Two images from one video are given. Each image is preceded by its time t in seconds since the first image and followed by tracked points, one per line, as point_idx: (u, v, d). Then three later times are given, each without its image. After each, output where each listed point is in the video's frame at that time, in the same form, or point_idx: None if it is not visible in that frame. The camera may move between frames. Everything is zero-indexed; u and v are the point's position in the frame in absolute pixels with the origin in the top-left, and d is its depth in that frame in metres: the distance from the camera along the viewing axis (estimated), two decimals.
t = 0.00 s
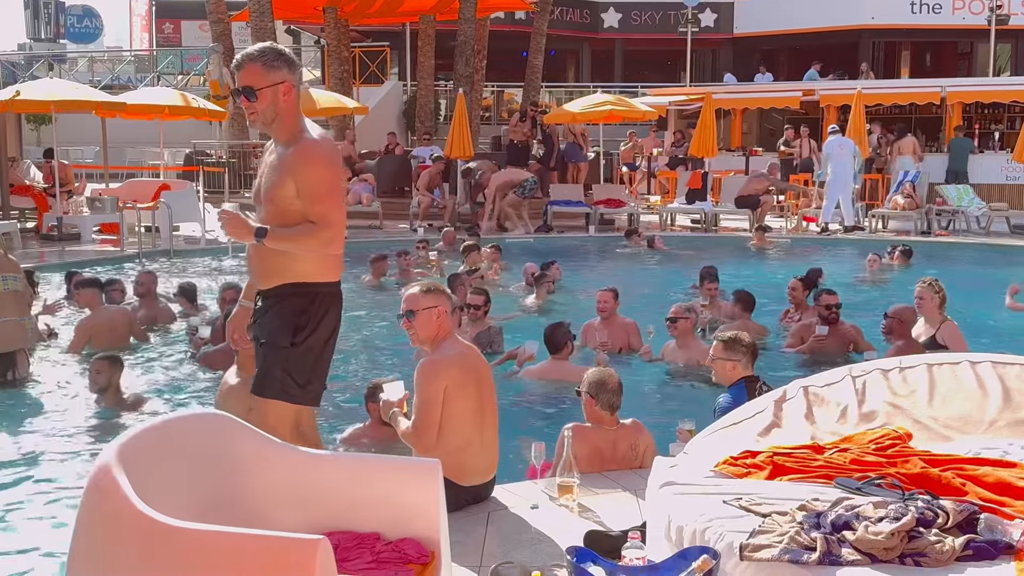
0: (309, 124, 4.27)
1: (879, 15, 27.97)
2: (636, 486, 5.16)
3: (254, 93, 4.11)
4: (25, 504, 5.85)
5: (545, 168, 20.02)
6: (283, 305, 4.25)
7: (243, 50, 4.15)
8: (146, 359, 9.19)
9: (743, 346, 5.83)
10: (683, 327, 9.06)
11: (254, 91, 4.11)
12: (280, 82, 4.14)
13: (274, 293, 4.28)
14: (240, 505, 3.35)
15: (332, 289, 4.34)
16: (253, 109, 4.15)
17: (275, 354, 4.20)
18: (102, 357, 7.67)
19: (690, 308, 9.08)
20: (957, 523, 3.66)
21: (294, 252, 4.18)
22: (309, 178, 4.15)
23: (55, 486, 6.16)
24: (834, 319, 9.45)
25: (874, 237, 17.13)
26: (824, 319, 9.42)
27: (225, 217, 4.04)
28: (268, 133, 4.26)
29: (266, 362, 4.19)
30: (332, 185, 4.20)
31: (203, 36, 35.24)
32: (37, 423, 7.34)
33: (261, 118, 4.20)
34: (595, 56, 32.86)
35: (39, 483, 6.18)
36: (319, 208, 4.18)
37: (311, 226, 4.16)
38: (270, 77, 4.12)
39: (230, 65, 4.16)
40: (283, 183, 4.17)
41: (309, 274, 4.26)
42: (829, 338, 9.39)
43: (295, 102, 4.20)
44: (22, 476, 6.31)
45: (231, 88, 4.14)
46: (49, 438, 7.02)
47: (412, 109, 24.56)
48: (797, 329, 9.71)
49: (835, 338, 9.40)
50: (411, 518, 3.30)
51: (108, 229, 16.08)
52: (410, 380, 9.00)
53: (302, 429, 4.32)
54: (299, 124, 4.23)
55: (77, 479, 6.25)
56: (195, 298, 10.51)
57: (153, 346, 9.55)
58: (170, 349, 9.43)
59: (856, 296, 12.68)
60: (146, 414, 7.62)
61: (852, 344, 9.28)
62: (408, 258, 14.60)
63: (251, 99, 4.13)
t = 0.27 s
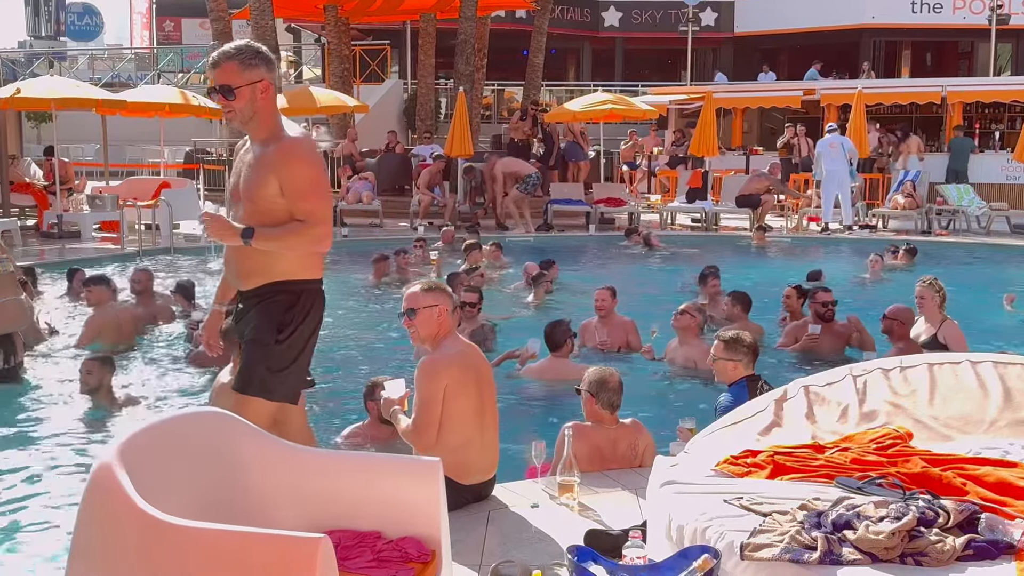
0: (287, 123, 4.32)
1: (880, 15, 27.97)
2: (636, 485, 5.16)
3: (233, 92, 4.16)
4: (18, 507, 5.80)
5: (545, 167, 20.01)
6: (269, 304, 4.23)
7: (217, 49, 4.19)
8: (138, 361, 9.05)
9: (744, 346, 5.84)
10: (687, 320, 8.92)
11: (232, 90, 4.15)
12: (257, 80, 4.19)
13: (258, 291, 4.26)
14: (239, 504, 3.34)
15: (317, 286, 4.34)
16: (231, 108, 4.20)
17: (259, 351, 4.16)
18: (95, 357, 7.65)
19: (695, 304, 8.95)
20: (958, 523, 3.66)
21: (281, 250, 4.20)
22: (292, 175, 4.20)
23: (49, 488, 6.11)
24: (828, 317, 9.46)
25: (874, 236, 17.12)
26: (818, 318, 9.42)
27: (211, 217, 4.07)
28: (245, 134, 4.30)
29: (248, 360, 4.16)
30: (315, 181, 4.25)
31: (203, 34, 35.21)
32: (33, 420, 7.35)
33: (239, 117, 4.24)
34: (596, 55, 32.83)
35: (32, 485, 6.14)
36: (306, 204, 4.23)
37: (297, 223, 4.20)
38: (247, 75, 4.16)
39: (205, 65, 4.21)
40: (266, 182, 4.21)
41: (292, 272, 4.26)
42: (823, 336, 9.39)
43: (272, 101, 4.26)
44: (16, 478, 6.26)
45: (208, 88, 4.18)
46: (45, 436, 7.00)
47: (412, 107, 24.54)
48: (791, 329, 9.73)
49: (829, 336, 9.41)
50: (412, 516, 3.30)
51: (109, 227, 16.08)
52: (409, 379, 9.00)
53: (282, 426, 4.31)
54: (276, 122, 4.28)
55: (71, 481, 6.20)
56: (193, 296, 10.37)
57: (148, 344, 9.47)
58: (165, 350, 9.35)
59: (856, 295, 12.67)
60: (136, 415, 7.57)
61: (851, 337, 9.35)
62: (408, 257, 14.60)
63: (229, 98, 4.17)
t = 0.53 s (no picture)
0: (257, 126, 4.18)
1: (880, 14, 27.99)
2: (637, 484, 5.16)
3: (202, 97, 4.01)
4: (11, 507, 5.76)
5: (545, 166, 20.01)
6: (239, 311, 4.12)
7: (185, 51, 4.04)
8: (130, 359, 9.03)
9: (744, 346, 5.84)
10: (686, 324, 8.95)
11: (201, 94, 4.01)
12: (228, 84, 4.04)
13: (230, 297, 4.15)
14: (239, 503, 3.34)
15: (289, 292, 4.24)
16: (200, 113, 4.05)
17: (232, 358, 4.05)
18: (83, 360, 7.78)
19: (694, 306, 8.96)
20: (958, 523, 3.66)
21: (253, 259, 4.08)
22: (265, 182, 4.06)
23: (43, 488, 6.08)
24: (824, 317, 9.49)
25: (874, 235, 17.12)
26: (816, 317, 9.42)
27: (180, 225, 3.95)
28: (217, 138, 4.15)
29: (221, 368, 4.05)
30: (290, 187, 4.11)
31: (203, 33, 35.18)
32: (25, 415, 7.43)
33: (208, 121, 4.10)
34: (596, 54, 32.81)
35: (27, 485, 6.10)
36: (281, 214, 4.09)
37: (272, 231, 4.07)
38: (216, 79, 4.01)
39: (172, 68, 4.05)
40: (238, 188, 4.08)
41: (264, 279, 4.15)
42: (821, 336, 9.39)
43: (242, 104, 4.11)
44: (11, 478, 6.23)
45: (176, 92, 4.03)
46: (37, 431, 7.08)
47: (412, 106, 24.53)
48: (787, 330, 9.68)
49: (827, 335, 9.42)
50: (412, 516, 3.30)
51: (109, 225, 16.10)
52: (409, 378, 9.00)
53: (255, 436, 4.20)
54: (246, 126, 4.14)
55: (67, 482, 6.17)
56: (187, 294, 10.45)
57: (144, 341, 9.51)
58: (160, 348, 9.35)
59: (856, 295, 12.68)
60: (124, 411, 7.60)
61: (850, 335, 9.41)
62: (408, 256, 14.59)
63: (198, 103, 4.02)
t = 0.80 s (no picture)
0: (227, 120, 3.89)
1: (880, 14, 28.04)
2: (636, 483, 5.16)
3: (167, 89, 3.73)
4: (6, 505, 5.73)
5: (544, 165, 20.02)
6: (208, 312, 3.82)
7: (151, 39, 3.75)
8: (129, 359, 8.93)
9: (744, 343, 5.84)
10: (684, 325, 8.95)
11: (167, 86, 3.72)
12: (195, 75, 3.75)
13: (195, 297, 3.83)
14: (238, 500, 3.33)
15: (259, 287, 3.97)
16: (165, 105, 3.76)
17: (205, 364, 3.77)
18: (77, 358, 7.84)
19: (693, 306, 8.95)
20: (958, 522, 3.66)
21: (221, 256, 3.80)
22: (235, 177, 3.77)
23: (38, 487, 6.05)
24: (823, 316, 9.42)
25: (874, 235, 17.12)
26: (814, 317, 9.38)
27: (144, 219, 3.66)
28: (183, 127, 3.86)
29: (194, 376, 3.76)
30: (261, 182, 3.83)
31: (203, 30, 35.16)
32: (16, 412, 7.44)
33: (173, 114, 3.81)
34: (596, 53, 32.81)
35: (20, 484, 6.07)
36: (250, 210, 3.81)
37: (241, 229, 3.79)
38: (183, 70, 3.72)
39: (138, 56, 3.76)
40: (205, 183, 3.79)
41: (232, 277, 3.86)
42: (821, 336, 9.37)
43: (211, 96, 3.83)
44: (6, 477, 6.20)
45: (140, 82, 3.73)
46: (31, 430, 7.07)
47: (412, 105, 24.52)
48: (788, 330, 9.67)
49: (827, 335, 9.40)
50: (410, 513, 3.30)
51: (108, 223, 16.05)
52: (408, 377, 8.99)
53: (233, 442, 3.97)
54: (216, 118, 3.84)
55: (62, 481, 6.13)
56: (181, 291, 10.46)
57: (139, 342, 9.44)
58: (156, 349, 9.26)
59: (855, 294, 12.68)
60: (115, 408, 7.57)
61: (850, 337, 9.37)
62: (407, 254, 14.58)
63: (163, 94, 3.73)
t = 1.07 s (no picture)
0: (193, 119, 3.71)
1: (880, 13, 28.06)
2: (636, 481, 5.15)
3: (127, 86, 3.55)
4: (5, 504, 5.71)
5: (543, 163, 20.02)
6: (182, 318, 3.65)
7: (109, 38, 3.58)
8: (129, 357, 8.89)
9: (743, 342, 5.84)
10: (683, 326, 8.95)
11: (126, 84, 3.54)
12: (156, 72, 3.57)
13: (169, 303, 3.65)
14: (237, 497, 3.33)
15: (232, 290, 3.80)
16: (125, 104, 3.59)
17: (187, 373, 3.62)
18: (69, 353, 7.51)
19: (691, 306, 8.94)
20: (958, 521, 3.66)
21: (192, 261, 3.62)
22: (204, 178, 3.60)
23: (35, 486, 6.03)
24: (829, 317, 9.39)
25: (873, 233, 17.13)
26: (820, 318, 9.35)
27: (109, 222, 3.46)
28: (151, 126, 3.68)
29: (175, 385, 3.60)
30: (231, 182, 3.64)
31: (202, 28, 35.16)
32: (13, 413, 7.42)
33: (136, 114, 3.65)
34: (595, 52, 32.80)
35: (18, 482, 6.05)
36: (221, 212, 3.62)
37: (214, 232, 3.59)
38: (144, 67, 3.55)
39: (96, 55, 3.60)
40: (174, 184, 3.61)
41: (205, 282, 3.70)
42: (826, 336, 9.36)
43: (173, 94, 3.65)
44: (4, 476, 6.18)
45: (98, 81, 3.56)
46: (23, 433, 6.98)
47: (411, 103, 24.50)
48: (795, 329, 9.69)
49: (833, 335, 9.36)
50: (409, 510, 3.30)
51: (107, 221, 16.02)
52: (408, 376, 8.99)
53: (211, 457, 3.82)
54: (180, 118, 3.67)
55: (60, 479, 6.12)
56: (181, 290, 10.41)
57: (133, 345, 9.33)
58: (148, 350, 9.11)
59: (855, 292, 12.68)
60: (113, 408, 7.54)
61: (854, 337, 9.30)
62: (407, 252, 14.58)
63: (122, 93, 3.56)
